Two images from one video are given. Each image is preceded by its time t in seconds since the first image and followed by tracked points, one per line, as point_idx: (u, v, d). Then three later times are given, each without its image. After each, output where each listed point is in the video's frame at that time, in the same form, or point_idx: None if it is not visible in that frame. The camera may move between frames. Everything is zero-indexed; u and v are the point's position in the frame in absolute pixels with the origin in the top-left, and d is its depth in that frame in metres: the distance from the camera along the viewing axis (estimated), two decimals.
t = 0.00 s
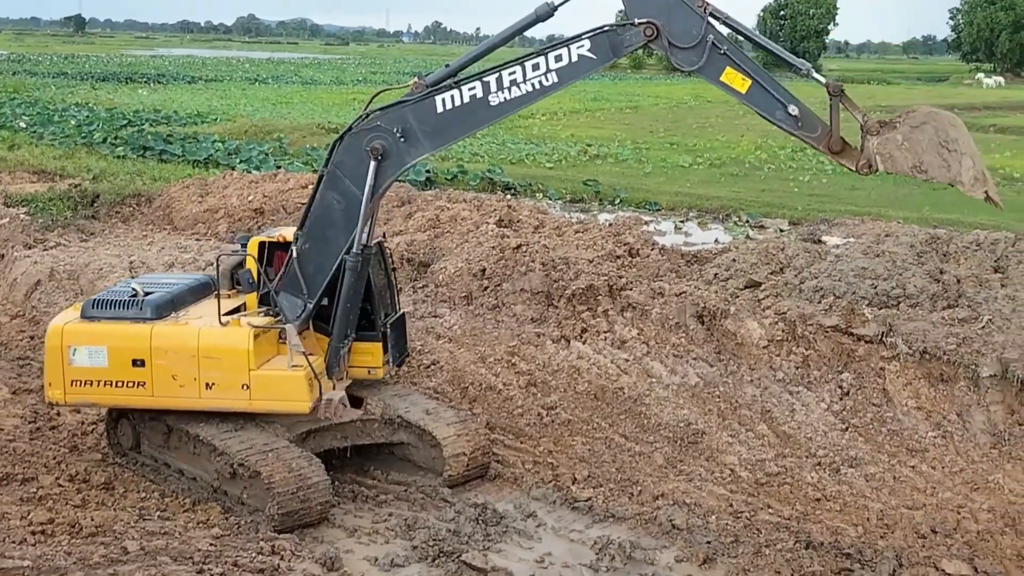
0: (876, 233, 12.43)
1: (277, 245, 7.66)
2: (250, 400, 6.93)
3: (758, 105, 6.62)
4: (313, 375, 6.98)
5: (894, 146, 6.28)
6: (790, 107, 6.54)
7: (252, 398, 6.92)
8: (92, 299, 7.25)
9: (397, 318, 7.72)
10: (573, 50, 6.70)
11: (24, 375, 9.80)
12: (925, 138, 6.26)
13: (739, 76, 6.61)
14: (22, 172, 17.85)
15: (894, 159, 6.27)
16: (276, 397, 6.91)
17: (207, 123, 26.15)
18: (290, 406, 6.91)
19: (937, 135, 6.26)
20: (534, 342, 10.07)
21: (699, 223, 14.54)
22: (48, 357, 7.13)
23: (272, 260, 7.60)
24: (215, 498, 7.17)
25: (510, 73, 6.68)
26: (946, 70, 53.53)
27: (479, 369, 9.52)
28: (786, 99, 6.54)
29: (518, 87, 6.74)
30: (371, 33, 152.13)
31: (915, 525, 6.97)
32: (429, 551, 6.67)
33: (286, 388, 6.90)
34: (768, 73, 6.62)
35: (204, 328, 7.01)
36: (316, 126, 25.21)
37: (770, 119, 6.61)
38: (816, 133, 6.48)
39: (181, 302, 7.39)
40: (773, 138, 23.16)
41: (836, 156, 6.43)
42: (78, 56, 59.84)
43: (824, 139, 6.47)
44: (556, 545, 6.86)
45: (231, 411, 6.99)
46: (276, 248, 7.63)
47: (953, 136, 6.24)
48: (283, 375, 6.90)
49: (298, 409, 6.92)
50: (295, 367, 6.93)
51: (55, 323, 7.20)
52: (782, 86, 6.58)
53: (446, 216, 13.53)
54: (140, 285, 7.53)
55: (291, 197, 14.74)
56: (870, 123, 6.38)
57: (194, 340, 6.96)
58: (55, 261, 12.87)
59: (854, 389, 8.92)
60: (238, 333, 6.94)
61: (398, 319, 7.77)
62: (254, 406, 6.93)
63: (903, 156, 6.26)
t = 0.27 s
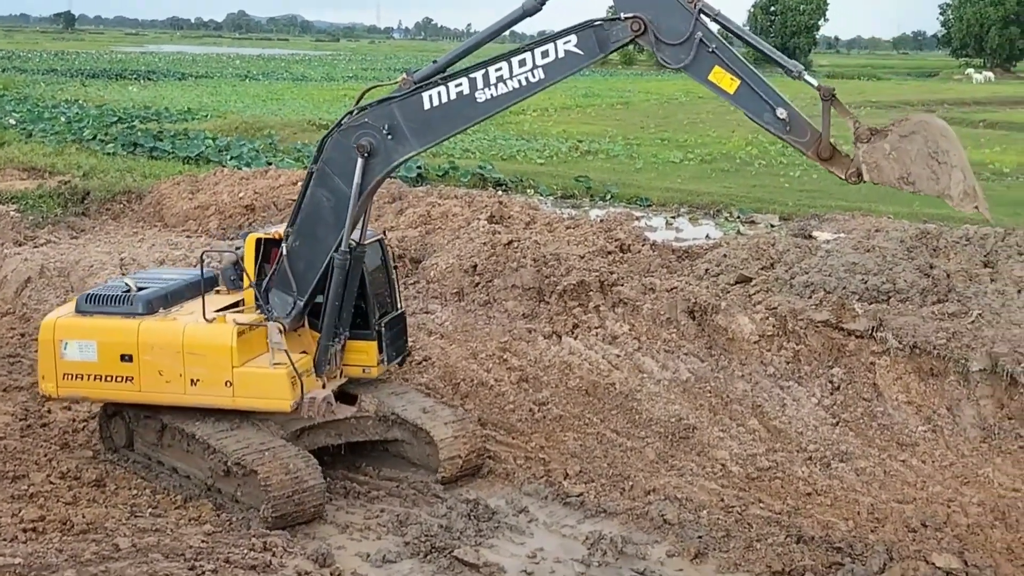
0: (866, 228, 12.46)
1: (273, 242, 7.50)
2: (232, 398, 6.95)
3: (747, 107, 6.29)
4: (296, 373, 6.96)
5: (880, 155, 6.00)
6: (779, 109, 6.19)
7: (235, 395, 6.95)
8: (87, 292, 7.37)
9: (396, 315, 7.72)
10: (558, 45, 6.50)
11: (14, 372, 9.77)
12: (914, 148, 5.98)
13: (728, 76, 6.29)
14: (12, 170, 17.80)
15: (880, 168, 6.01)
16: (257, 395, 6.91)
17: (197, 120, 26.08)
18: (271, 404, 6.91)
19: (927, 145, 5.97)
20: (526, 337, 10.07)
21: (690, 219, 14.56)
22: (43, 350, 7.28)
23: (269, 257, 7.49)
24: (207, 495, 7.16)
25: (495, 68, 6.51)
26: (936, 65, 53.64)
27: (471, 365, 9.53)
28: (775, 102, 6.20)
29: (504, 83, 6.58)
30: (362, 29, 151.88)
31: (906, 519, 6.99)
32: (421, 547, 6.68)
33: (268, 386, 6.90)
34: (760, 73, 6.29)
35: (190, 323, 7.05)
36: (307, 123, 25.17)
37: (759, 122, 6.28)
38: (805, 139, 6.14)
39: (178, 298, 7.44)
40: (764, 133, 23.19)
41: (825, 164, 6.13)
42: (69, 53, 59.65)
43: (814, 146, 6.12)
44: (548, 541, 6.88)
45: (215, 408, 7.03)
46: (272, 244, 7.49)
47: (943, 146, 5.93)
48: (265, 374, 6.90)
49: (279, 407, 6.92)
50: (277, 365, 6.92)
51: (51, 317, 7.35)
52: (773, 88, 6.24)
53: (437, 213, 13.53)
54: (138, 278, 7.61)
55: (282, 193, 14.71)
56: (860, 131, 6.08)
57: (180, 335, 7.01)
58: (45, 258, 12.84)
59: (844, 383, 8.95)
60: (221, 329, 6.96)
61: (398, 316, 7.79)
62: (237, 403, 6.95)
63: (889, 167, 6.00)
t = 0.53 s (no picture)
0: (856, 221, 12.48)
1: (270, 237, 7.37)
2: (217, 393, 6.96)
3: (733, 104, 6.29)
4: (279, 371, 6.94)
5: (864, 159, 5.99)
6: (765, 108, 6.18)
7: (220, 391, 6.95)
8: (81, 286, 7.42)
9: (393, 313, 7.64)
10: (543, 40, 6.49)
11: (4, 368, 9.74)
12: (899, 152, 5.93)
13: (714, 73, 6.31)
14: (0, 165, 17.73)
15: (863, 172, 6.00)
16: (241, 392, 6.91)
17: (186, 115, 26.01)
18: (255, 401, 6.91)
19: (912, 149, 5.92)
20: (517, 332, 10.07)
21: (680, 213, 14.57)
22: (37, 343, 7.34)
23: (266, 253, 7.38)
24: (199, 491, 7.15)
25: (480, 64, 6.53)
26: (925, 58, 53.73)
27: (462, 360, 9.53)
28: (761, 100, 6.18)
29: (490, 78, 6.59)
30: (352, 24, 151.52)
31: (896, 511, 7.02)
32: (413, 542, 6.68)
33: (251, 383, 6.89)
34: (747, 71, 6.27)
35: (177, 319, 7.07)
36: (296, 117, 25.11)
37: (745, 121, 6.27)
38: (791, 140, 6.12)
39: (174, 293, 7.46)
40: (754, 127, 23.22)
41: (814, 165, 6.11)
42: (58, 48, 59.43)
43: (800, 146, 6.11)
44: (540, 535, 6.88)
45: (201, 402, 7.05)
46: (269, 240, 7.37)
47: (929, 151, 5.87)
48: (248, 370, 6.89)
49: (262, 404, 6.91)
50: (261, 362, 6.91)
51: (45, 310, 7.41)
52: (759, 87, 6.22)
53: (427, 207, 13.51)
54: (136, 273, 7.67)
55: (272, 188, 14.68)
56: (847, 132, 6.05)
57: (167, 330, 7.03)
58: (34, 254, 12.80)
59: (834, 376, 8.98)
60: (207, 325, 6.97)
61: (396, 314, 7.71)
62: (221, 399, 6.96)
63: (873, 171, 5.99)
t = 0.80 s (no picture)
0: (848, 214, 12.50)
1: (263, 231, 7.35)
2: (201, 386, 6.97)
3: (713, 102, 6.09)
4: (263, 364, 6.92)
5: (841, 160, 5.80)
6: (745, 107, 5.98)
7: (203, 384, 6.96)
8: (76, 277, 7.49)
9: (385, 308, 7.61)
10: (525, 34, 6.38)
11: None
12: (878, 154, 5.75)
13: (695, 70, 6.11)
14: None
15: (840, 173, 5.81)
16: (223, 385, 6.91)
17: (177, 108, 25.93)
18: (236, 394, 6.90)
19: (891, 151, 5.73)
20: (509, 326, 10.07)
21: (672, 206, 14.58)
22: (32, 334, 7.43)
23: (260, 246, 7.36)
24: (191, 485, 7.14)
25: (463, 58, 6.46)
26: (917, 51, 53.79)
27: (454, 354, 9.53)
28: (741, 98, 5.99)
29: (473, 73, 6.53)
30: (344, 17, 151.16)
31: (887, 504, 7.04)
32: (406, 536, 6.68)
33: (233, 377, 6.89)
34: (729, 68, 6.07)
35: (165, 311, 7.10)
36: (288, 111, 25.04)
37: (726, 119, 6.06)
38: (771, 138, 5.93)
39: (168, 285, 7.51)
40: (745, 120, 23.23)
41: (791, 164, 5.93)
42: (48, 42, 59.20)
43: (780, 145, 5.91)
44: (532, 528, 6.89)
45: (186, 395, 7.06)
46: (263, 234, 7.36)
47: (907, 154, 5.68)
48: (231, 364, 6.88)
49: (244, 398, 6.90)
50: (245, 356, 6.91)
51: (40, 301, 7.50)
52: (740, 84, 6.01)
53: (419, 201, 13.50)
54: (132, 266, 7.73)
55: (264, 182, 14.64)
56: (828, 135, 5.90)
57: (154, 323, 7.06)
58: (25, 249, 12.75)
59: (826, 369, 9.01)
60: (193, 318, 6.99)
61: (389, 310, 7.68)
62: (205, 392, 6.96)
63: (851, 172, 5.80)
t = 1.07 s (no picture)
0: (842, 208, 12.50)
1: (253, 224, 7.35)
2: (186, 377, 6.99)
3: (690, 97, 6.34)
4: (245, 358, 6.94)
5: (816, 160, 6.27)
6: (721, 104, 6.20)
7: (187, 375, 6.98)
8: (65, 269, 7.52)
9: (374, 302, 7.62)
10: (506, 28, 6.50)
11: None
12: (848, 155, 6.31)
13: (673, 66, 6.33)
14: None
15: (816, 172, 6.23)
16: (207, 377, 6.92)
17: (171, 103, 25.86)
18: (220, 386, 6.92)
19: (859, 151, 6.35)
20: (504, 320, 10.07)
21: (666, 200, 14.59)
22: (21, 324, 7.46)
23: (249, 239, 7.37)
24: (185, 480, 7.14)
25: (444, 52, 6.54)
26: (912, 45, 53.80)
27: (449, 348, 9.53)
28: (718, 95, 6.21)
29: (455, 67, 6.60)
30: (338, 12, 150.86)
31: (881, 497, 7.05)
32: (400, 530, 6.68)
33: (217, 369, 6.91)
34: (705, 65, 6.29)
35: (150, 303, 7.10)
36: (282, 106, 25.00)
37: (702, 115, 6.29)
38: (747, 136, 6.17)
39: (160, 277, 7.53)
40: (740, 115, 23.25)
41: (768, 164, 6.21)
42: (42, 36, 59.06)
43: (754, 144, 6.16)
44: (527, 522, 6.90)
45: (172, 386, 7.08)
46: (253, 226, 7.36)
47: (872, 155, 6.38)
48: (214, 356, 6.90)
49: (227, 390, 6.92)
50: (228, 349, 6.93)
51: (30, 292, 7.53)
52: (716, 81, 6.23)
53: (413, 195, 13.49)
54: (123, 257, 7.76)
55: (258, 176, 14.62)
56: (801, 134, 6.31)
57: (139, 315, 7.06)
58: (19, 244, 12.72)
59: (820, 363, 9.03)
60: (176, 309, 6.98)
61: (378, 304, 7.69)
62: (189, 384, 6.98)
63: (824, 171, 6.25)
